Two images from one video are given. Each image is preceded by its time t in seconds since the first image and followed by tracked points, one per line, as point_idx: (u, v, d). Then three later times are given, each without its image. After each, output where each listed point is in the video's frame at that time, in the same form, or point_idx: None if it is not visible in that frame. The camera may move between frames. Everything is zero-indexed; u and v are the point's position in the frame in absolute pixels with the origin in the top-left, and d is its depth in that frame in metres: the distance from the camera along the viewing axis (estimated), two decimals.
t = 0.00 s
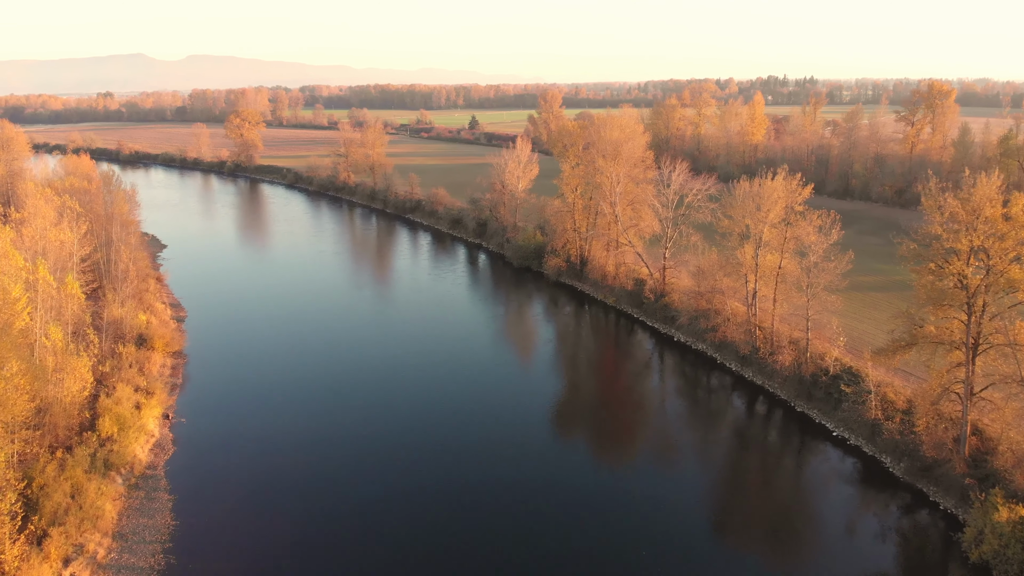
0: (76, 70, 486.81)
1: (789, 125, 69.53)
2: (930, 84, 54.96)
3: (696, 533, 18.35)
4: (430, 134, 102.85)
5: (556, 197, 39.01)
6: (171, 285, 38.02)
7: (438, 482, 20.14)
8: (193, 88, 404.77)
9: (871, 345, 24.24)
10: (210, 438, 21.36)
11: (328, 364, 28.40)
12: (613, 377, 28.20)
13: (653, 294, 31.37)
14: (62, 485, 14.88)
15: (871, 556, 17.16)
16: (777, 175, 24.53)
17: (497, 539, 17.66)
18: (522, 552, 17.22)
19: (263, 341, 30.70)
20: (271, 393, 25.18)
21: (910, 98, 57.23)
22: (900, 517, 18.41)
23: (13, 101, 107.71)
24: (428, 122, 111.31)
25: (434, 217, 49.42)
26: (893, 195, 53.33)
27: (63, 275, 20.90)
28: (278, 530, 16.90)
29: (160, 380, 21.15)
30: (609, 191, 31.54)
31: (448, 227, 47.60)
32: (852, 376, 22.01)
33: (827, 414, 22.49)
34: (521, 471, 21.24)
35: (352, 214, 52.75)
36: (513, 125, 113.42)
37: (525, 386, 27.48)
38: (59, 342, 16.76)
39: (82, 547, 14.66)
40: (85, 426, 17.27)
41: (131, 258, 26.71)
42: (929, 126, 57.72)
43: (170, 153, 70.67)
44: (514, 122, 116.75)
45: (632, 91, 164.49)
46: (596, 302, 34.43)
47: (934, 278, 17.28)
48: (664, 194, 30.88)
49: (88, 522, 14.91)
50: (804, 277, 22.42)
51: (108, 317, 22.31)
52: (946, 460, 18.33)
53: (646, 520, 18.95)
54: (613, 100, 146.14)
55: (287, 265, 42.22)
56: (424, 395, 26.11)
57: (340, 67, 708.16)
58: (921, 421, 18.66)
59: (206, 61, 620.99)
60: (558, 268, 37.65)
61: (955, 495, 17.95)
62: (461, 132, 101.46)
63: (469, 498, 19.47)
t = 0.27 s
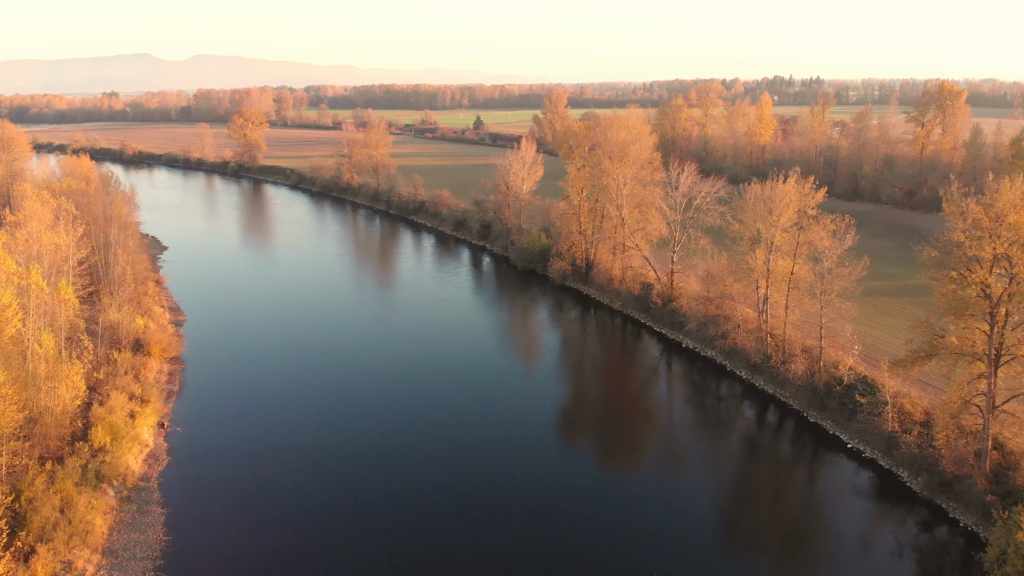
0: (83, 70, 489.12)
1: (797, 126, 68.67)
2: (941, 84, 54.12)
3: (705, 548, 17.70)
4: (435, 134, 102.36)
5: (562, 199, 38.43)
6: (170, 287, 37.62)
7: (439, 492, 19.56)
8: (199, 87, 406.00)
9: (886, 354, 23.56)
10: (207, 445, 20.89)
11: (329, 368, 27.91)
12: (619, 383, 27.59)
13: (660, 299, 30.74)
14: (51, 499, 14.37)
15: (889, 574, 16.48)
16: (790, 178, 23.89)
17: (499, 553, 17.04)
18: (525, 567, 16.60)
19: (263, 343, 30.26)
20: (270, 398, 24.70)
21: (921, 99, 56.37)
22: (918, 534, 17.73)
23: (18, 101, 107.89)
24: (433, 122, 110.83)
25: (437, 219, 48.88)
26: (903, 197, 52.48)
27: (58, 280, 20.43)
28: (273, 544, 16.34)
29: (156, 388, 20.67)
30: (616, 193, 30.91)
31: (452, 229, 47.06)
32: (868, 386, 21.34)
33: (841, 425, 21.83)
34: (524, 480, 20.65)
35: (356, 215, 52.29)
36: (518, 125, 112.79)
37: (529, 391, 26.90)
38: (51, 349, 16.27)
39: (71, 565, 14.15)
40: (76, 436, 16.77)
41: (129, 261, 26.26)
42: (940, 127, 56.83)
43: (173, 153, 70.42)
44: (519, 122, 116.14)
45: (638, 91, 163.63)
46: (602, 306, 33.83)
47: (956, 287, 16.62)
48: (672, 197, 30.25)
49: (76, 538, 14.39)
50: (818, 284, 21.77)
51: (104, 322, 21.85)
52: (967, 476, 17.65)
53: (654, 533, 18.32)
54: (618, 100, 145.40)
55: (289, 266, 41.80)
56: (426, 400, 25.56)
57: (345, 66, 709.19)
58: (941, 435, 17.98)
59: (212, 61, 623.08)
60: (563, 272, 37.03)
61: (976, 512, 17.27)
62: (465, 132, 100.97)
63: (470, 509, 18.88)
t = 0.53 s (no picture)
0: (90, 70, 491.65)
1: (805, 127, 67.89)
2: (952, 85, 53.26)
3: (716, 563, 17.07)
4: (439, 134, 102.00)
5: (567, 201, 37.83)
6: (171, 288, 37.18)
7: (440, 502, 18.96)
8: (205, 87, 407.26)
9: (902, 363, 22.88)
10: (204, 452, 20.39)
11: (330, 371, 27.41)
12: (626, 389, 26.98)
13: (668, 303, 30.10)
14: (40, 513, 13.87)
15: None
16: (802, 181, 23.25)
17: (502, 567, 16.44)
18: None
19: (264, 345, 29.80)
20: (270, 403, 24.21)
21: (931, 99, 55.50)
22: (937, 551, 17.06)
23: (24, 101, 108.10)
24: (437, 122, 110.37)
25: (441, 220, 48.35)
26: (913, 199, 51.64)
27: (53, 284, 19.99)
28: (267, 558, 15.79)
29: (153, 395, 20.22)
30: (623, 195, 30.34)
31: (456, 231, 46.53)
32: (884, 397, 20.70)
33: (856, 437, 21.17)
34: (528, 490, 20.05)
35: (359, 216, 51.83)
36: (523, 125, 112.20)
37: (534, 397, 26.33)
38: (42, 357, 15.78)
39: None
40: (68, 447, 16.28)
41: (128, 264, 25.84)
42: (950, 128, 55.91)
43: (177, 153, 70.18)
44: (524, 122, 115.54)
45: (644, 91, 162.74)
46: (609, 310, 33.22)
47: (979, 296, 15.97)
48: (680, 199, 29.63)
49: (65, 554, 13.89)
50: (832, 290, 21.13)
51: (101, 327, 21.40)
52: (989, 492, 16.97)
53: (662, 547, 17.69)
54: (623, 100, 144.67)
55: (291, 267, 41.39)
56: (428, 406, 25.02)
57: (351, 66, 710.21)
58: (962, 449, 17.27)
59: (218, 61, 624.92)
60: (569, 275, 36.41)
61: (997, 530, 16.61)
62: (470, 132, 100.49)
63: (472, 520, 18.27)
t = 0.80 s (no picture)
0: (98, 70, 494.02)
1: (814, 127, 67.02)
2: (963, 85, 52.38)
3: None
4: (444, 135, 101.64)
5: (573, 203, 37.22)
6: (171, 288, 36.68)
7: (441, 514, 18.31)
8: (211, 87, 408.56)
9: (919, 373, 22.13)
10: (200, 458, 19.84)
11: (331, 375, 26.87)
12: (633, 396, 26.35)
13: (676, 309, 29.44)
14: (28, 528, 13.35)
15: None
16: (816, 184, 22.61)
17: None
18: None
19: (264, 347, 29.29)
20: (269, 407, 23.67)
21: (941, 100, 54.62)
22: (958, 570, 16.33)
23: (30, 101, 108.42)
24: (442, 123, 109.89)
25: (445, 222, 47.79)
26: (924, 201, 50.81)
27: (48, 289, 19.55)
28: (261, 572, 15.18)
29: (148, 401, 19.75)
30: (630, 197, 29.72)
31: (460, 233, 45.99)
32: (901, 409, 20.03)
33: (872, 449, 20.47)
34: (532, 500, 19.39)
35: (363, 217, 51.38)
36: (528, 125, 111.56)
37: (539, 403, 25.72)
38: (33, 364, 15.30)
39: None
40: (59, 457, 15.77)
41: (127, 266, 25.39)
42: (962, 129, 54.96)
43: (181, 153, 69.96)
44: (529, 123, 114.92)
45: (650, 91, 161.78)
46: (615, 314, 32.59)
47: (1003, 305, 15.36)
48: (689, 201, 28.97)
49: (53, 571, 13.34)
50: (848, 297, 20.47)
51: (97, 332, 20.95)
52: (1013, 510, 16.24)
53: (671, 562, 17.00)
54: (629, 100, 143.97)
55: (294, 268, 40.94)
56: (431, 411, 24.43)
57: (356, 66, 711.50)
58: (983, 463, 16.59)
59: (225, 61, 626.64)
60: (574, 278, 35.68)
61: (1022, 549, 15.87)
62: (474, 133, 100.06)
63: (474, 532, 17.61)
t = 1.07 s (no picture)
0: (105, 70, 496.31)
1: (823, 128, 66.14)
2: (975, 85, 51.43)
3: None
4: (449, 135, 101.12)
5: (579, 204, 36.62)
6: (172, 290, 36.30)
7: (442, 527, 17.72)
8: (217, 87, 409.62)
9: (938, 383, 21.43)
10: (196, 467, 19.37)
11: (333, 379, 26.40)
12: (641, 403, 25.77)
13: (685, 314, 28.78)
14: (15, 544, 12.85)
15: None
16: (831, 187, 21.98)
17: None
18: None
19: (265, 351, 28.85)
20: (269, 413, 23.21)
21: (953, 100, 53.56)
22: None
23: (34, 102, 108.52)
24: (447, 123, 109.49)
25: (449, 223, 47.27)
26: (936, 203, 49.89)
27: (42, 294, 19.12)
28: None
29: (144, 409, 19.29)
30: (637, 199, 29.12)
31: (465, 235, 45.44)
32: (920, 421, 19.36)
33: (889, 462, 19.81)
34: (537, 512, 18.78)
35: (367, 218, 50.94)
36: (533, 125, 110.93)
37: (545, 410, 25.16)
38: (24, 372, 14.84)
39: None
40: (50, 469, 15.29)
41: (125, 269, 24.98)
42: (974, 129, 53.94)
43: (185, 153, 69.69)
44: (534, 123, 114.30)
45: (656, 91, 160.81)
46: (622, 318, 31.99)
47: None
48: (698, 204, 28.34)
49: None
50: (864, 304, 19.83)
51: (93, 337, 20.50)
52: None
53: None
54: (635, 100, 143.13)
55: (296, 270, 40.51)
56: (434, 417, 23.90)
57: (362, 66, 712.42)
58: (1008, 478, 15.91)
59: (231, 61, 628.35)
60: (580, 282, 35.06)
61: None
62: (479, 133, 99.52)
63: (476, 546, 17.01)
